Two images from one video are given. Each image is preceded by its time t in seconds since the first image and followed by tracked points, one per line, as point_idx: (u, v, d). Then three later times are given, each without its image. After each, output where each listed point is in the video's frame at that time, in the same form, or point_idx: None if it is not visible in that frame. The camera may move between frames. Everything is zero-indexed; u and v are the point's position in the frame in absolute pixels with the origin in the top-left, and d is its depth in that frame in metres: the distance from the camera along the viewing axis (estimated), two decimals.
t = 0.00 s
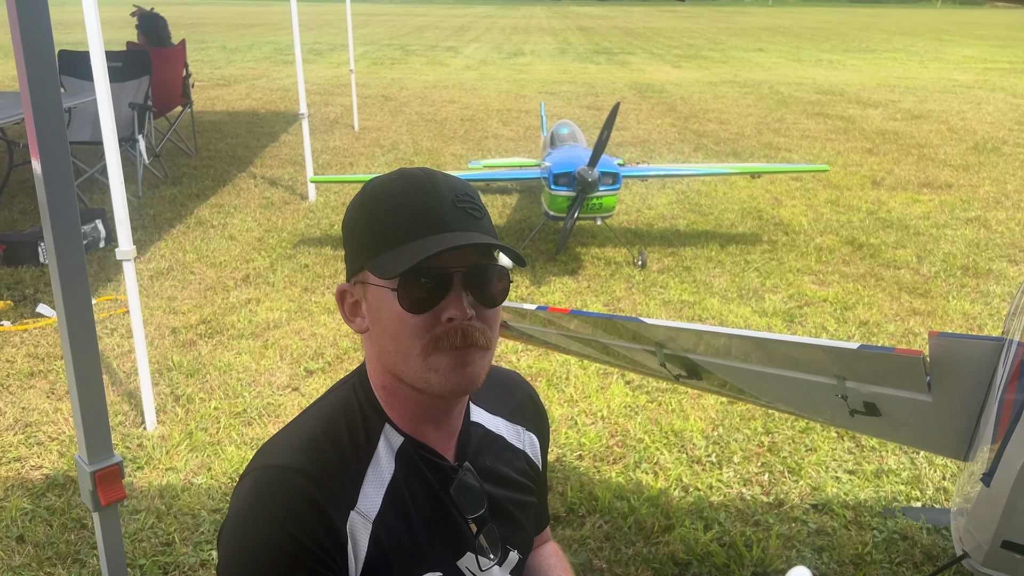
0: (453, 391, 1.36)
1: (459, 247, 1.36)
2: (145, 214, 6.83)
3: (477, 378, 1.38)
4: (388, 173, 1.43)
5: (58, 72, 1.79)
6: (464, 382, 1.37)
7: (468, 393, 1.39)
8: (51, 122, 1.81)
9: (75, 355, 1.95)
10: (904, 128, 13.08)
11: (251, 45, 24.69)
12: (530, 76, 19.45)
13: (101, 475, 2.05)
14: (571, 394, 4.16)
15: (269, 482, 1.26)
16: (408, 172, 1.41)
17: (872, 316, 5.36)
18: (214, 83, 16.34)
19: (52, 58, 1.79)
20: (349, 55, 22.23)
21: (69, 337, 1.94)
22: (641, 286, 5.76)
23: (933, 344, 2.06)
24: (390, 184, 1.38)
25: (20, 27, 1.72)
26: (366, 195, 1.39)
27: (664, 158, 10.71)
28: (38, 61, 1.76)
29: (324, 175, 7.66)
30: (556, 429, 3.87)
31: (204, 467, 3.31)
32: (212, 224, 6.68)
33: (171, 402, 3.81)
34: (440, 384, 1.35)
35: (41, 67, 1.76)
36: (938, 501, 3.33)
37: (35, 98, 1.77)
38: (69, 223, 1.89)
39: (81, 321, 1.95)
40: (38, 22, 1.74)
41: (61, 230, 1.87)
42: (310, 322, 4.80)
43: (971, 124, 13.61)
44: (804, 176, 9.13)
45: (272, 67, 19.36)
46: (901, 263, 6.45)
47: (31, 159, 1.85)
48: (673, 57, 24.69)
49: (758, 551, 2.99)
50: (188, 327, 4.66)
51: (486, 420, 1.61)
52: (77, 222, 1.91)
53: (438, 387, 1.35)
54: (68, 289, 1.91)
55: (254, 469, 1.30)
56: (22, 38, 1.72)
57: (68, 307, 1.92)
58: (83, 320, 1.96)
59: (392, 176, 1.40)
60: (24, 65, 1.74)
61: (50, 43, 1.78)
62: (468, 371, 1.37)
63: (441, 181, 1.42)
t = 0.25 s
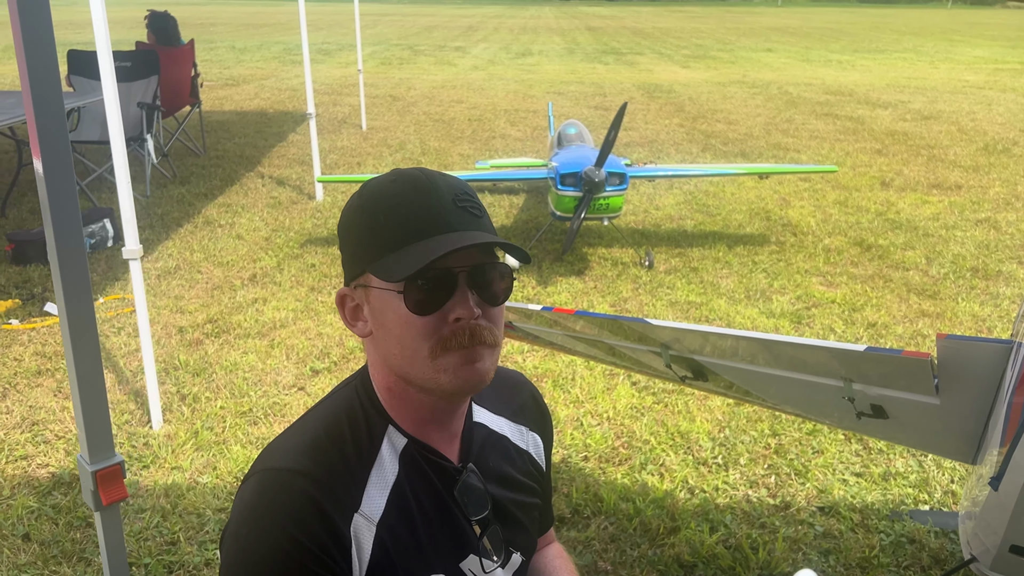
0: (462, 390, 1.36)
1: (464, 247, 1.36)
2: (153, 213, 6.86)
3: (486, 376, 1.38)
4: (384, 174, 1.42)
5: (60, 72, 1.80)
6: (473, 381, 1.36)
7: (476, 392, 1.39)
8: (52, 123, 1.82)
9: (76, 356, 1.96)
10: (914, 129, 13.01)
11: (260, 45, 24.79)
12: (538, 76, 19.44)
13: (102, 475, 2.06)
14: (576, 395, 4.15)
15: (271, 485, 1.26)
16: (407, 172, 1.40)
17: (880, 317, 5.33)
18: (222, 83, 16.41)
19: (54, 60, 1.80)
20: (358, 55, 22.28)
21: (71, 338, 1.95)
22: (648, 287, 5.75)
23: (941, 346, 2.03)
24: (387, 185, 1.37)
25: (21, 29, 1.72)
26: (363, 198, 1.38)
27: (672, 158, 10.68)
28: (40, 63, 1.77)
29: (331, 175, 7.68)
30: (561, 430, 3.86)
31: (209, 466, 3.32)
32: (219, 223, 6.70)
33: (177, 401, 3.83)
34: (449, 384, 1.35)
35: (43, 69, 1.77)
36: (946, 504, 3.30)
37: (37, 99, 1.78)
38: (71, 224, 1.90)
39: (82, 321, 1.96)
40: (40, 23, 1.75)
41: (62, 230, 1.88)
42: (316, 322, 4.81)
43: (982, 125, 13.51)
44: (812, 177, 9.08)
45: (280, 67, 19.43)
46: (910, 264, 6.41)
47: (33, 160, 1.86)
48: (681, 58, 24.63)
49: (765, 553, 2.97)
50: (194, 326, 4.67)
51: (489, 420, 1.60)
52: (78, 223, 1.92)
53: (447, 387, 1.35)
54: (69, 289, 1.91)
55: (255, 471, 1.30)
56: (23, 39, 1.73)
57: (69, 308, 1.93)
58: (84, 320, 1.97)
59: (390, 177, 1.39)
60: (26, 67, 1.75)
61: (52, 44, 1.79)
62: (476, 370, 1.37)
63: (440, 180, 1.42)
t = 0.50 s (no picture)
0: (478, 388, 1.38)
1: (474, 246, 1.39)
2: (163, 212, 6.90)
3: (498, 373, 1.41)
4: (377, 177, 1.41)
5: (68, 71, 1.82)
6: (488, 378, 1.39)
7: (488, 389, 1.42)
8: (60, 122, 1.84)
9: (83, 353, 1.97)
10: (926, 129, 12.92)
11: (271, 45, 24.91)
12: (547, 76, 19.44)
13: (108, 471, 2.07)
14: (583, 395, 4.15)
15: (276, 489, 1.26)
16: (405, 174, 1.40)
17: (889, 319, 5.30)
18: (233, 83, 16.50)
19: (62, 60, 1.82)
20: (368, 56, 22.35)
21: (77, 335, 1.96)
22: (656, 287, 5.74)
23: (948, 348, 2.02)
24: (387, 187, 1.37)
25: (29, 26, 1.74)
26: (363, 202, 1.36)
27: (681, 158, 10.65)
28: (48, 63, 1.79)
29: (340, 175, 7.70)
30: (568, 430, 3.86)
31: (217, 464, 3.34)
32: (229, 223, 6.74)
33: (186, 399, 3.85)
34: (466, 382, 1.37)
35: (51, 68, 1.79)
36: (955, 507, 3.28)
37: (45, 99, 1.79)
38: (78, 222, 1.91)
39: (89, 319, 1.97)
40: (48, 23, 1.77)
41: (70, 229, 1.90)
42: (324, 321, 4.83)
43: (994, 125, 13.40)
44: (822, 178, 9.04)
45: (290, 67, 19.51)
46: (920, 266, 6.37)
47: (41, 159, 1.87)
48: (691, 58, 24.57)
49: (772, 555, 2.96)
50: (203, 325, 4.70)
51: (491, 416, 1.61)
52: (85, 221, 1.93)
53: (464, 385, 1.37)
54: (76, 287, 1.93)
55: (260, 477, 1.30)
56: (30, 37, 1.74)
57: (76, 305, 1.94)
58: (91, 318, 1.98)
59: (387, 180, 1.38)
60: (34, 67, 1.77)
61: (60, 45, 1.81)
62: (489, 367, 1.39)
63: (438, 181, 1.43)
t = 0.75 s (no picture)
0: (490, 387, 1.41)
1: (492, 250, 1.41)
2: (173, 211, 6.95)
3: (508, 372, 1.44)
4: (393, 172, 1.40)
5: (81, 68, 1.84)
6: (500, 378, 1.42)
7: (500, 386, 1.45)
8: (73, 119, 1.86)
9: (95, 347, 1.99)
10: (936, 130, 12.85)
11: (280, 44, 25.01)
12: (556, 76, 19.44)
13: (119, 464, 2.09)
14: (591, 394, 4.16)
15: (287, 485, 1.27)
16: (423, 172, 1.40)
17: (897, 319, 5.28)
18: (242, 82, 16.58)
19: (76, 58, 1.85)
20: (376, 56, 22.41)
21: (90, 330, 1.97)
22: (664, 287, 5.74)
23: (956, 346, 2.01)
24: (406, 185, 1.36)
25: (42, 23, 1.76)
26: (381, 199, 1.35)
27: (689, 158, 10.64)
28: (62, 61, 1.81)
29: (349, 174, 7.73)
30: (575, 429, 3.87)
31: (226, 460, 3.37)
32: (238, 221, 6.78)
33: (195, 396, 3.88)
34: (479, 383, 1.40)
35: (65, 66, 1.81)
36: (963, 507, 3.27)
37: (58, 97, 1.81)
38: (90, 218, 1.93)
39: (101, 313, 1.99)
40: (62, 22, 1.79)
41: (82, 224, 1.92)
42: (332, 319, 4.86)
43: (1005, 126, 13.33)
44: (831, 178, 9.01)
45: (299, 67, 19.59)
46: (929, 266, 6.34)
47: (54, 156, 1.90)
48: (700, 58, 24.53)
49: (778, 554, 2.96)
50: (213, 322, 4.74)
51: (498, 408, 1.63)
52: (98, 217, 1.95)
53: (477, 384, 1.40)
54: (89, 282, 1.94)
55: (271, 472, 1.31)
56: (44, 34, 1.77)
57: (88, 300, 1.95)
58: (103, 312, 1.99)
59: (405, 177, 1.38)
60: (48, 65, 1.79)
61: (74, 43, 1.83)
62: (500, 367, 1.42)
63: (457, 181, 1.44)
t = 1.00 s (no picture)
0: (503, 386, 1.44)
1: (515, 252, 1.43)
2: (183, 210, 7.00)
3: (520, 371, 1.47)
4: (418, 167, 1.41)
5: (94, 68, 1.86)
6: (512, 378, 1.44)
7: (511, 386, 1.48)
8: (86, 118, 1.88)
9: (106, 343, 2.01)
10: (947, 130, 12.78)
11: (290, 45, 25.11)
12: (565, 76, 19.44)
13: (130, 458, 2.11)
14: (597, 393, 4.17)
15: (290, 485, 1.28)
16: (448, 169, 1.41)
17: (906, 320, 5.26)
18: (252, 82, 16.66)
19: (88, 58, 1.87)
20: (385, 56, 22.47)
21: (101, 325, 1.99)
22: (672, 287, 5.74)
23: (961, 346, 2.01)
24: (432, 182, 1.37)
25: (56, 23, 1.78)
26: (407, 193, 1.36)
27: (698, 159, 10.63)
28: (75, 61, 1.83)
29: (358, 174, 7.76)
30: (581, 428, 3.88)
31: (235, 458, 3.40)
32: (247, 221, 6.82)
33: (204, 394, 3.91)
34: (492, 381, 1.42)
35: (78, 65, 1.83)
36: (971, 508, 3.26)
37: (71, 96, 1.84)
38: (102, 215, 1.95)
39: (112, 310, 2.00)
40: (75, 21, 1.81)
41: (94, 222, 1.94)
42: (340, 318, 4.89)
43: (1016, 126, 13.25)
44: (840, 179, 8.98)
45: (309, 67, 19.66)
46: (938, 267, 6.32)
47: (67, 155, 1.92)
48: (709, 58, 24.48)
49: (784, 554, 2.96)
50: (222, 321, 4.77)
51: (502, 405, 1.64)
52: (110, 214, 1.97)
53: (491, 383, 1.42)
54: (100, 279, 1.96)
55: (275, 472, 1.33)
56: (58, 34, 1.79)
57: (99, 297, 1.97)
58: (113, 309, 2.01)
59: (430, 173, 1.39)
60: (60, 64, 1.81)
61: (86, 42, 1.85)
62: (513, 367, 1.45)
63: (482, 180, 1.45)
